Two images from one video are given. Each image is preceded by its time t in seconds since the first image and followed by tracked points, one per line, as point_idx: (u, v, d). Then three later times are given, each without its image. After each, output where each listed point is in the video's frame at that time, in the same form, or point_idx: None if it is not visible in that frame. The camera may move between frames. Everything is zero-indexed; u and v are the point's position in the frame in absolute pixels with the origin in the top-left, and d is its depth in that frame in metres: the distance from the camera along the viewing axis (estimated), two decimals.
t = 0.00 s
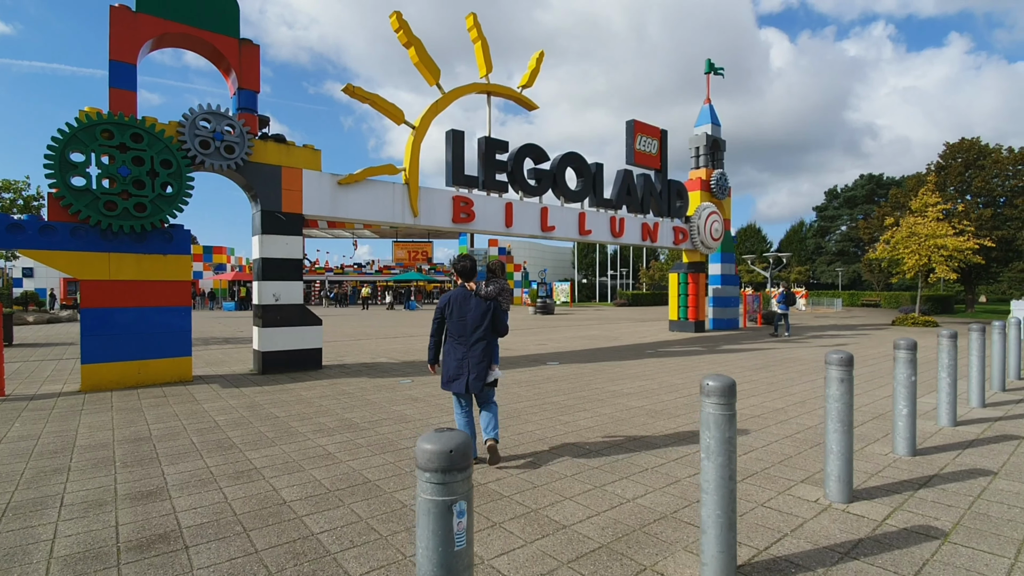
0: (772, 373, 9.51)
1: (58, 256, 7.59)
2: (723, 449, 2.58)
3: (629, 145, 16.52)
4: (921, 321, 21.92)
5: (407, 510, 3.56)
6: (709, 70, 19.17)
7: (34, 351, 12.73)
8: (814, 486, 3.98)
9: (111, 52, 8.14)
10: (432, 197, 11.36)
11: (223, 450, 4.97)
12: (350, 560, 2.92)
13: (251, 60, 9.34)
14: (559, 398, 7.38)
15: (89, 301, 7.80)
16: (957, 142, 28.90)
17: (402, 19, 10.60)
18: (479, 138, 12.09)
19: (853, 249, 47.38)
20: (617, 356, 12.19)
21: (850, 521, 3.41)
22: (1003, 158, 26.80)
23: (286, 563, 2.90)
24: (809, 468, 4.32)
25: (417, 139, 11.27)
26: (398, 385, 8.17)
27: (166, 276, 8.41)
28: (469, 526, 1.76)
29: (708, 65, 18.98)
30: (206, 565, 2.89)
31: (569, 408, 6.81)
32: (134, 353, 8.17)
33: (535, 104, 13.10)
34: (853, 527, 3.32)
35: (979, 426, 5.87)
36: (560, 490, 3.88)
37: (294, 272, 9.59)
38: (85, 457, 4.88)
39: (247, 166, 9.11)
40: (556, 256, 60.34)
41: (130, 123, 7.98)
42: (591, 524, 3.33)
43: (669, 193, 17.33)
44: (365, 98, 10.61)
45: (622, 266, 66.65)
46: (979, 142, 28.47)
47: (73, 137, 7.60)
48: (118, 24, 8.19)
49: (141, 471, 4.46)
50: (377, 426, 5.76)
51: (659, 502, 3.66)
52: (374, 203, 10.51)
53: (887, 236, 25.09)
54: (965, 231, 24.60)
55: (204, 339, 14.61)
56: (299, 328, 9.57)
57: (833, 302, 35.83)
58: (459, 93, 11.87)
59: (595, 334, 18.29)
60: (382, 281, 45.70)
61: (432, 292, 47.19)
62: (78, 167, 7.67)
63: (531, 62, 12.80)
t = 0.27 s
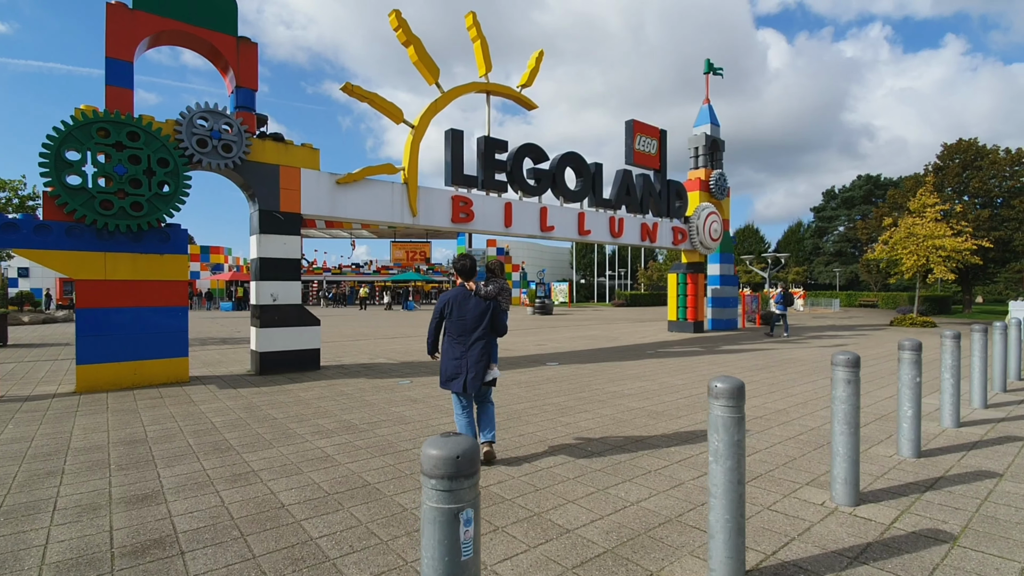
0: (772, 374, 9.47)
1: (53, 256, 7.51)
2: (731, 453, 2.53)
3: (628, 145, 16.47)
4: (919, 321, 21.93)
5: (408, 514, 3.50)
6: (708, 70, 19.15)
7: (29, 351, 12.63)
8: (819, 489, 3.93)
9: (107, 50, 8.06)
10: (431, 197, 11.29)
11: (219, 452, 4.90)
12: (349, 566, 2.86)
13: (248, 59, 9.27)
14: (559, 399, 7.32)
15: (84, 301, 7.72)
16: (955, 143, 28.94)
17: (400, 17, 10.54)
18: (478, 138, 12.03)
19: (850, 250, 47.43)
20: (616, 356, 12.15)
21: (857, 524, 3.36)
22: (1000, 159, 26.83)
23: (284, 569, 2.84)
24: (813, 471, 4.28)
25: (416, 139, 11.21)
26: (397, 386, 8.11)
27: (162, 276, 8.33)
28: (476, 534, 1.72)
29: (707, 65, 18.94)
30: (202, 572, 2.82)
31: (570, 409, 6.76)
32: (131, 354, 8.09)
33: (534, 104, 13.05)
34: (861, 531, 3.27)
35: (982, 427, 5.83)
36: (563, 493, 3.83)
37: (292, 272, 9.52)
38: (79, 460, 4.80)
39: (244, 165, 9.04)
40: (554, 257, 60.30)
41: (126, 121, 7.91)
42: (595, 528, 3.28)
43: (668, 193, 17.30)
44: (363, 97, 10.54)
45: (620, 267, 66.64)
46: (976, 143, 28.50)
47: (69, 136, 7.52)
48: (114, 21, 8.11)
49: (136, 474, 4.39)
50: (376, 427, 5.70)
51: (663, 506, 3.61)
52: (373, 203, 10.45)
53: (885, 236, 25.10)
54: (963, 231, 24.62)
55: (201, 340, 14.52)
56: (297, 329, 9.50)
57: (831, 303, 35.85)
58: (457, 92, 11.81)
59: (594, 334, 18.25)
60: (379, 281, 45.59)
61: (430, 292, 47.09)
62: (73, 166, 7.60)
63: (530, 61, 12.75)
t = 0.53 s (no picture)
0: (773, 375, 9.43)
1: (48, 256, 7.41)
2: (741, 457, 2.47)
3: (627, 145, 16.43)
4: (918, 321, 21.94)
5: (408, 518, 3.44)
6: (707, 70, 19.13)
7: (24, 352, 12.52)
8: (826, 491, 3.88)
9: (102, 48, 7.97)
10: (430, 197, 11.22)
11: (216, 455, 4.82)
12: (349, 573, 2.79)
13: (245, 57, 9.18)
14: (560, 401, 7.26)
15: (79, 302, 7.64)
16: (952, 143, 28.98)
17: (399, 16, 10.47)
18: (477, 137, 11.96)
19: (848, 250, 47.50)
20: (615, 357, 12.10)
21: (866, 529, 3.31)
22: (997, 159, 26.87)
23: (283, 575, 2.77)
24: (819, 473, 4.22)
25: (415, 138, 11.15)
26: (396, 387, 8.04)
27: (158, 276, 8.24)
28: (483, 545, 1.66)
29: (706, 65, 18.92)
30: None
31: (570, 410, 6.70)
32: (127, 355, 8.01)
33: (533, 103, 12.98)
34: (870, 536, 3.22)
35: (987, 428, 5.78)
36: (566, 496, 3.77)
37: (289, 272, 9.43)
38: (73, 463, 4.72)
39: (241, 164, 8.96)
40: (552, 257, 60.27)
41: (122, 120, 7.82)
42: (600, 533, 3.22)
43: (666, 193, 17.26)
44: (361, 96, 10.46)
45: (618, 267, 66.62)
46: (974, 143, 28.54)
47: (63, 134, 7.43)
48: (109, 19, 8.02)
49: (131, 477, 4.31)
50: (375, 429, 5.64)
51: (668, 509, 3.55)
52: (371, 202, 10.38)
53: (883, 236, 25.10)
54: (961, 231, 24.64)
55: (197, 340, 14.42)
56: (295, 329, 9.42)
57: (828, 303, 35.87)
58: (456, 91, 11.75)
59: (593, 334, 18.20)
60: (377, 281, 45.48)
61: (428, 293, 47.00)
62: (68, 165, 7.51)
63: (529, 60, 12.69)
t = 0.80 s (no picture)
0: (774, 375, 9.39)
1: (43, 256, 7.33)
2: (752, 461, 2.41)
3: (627, 144, 16.38)
4: (917, 321, 21.94)
5: (410, 523, 3.38)
6: (706, 70, 19.10)
7: (19, 353, 12.41)
8: (833, 495, 3.83)
9: (98, 46, 7.89)
10: (429, 197, 11.16)
11: (213, 458, 4.75)
12: None
13: (242, 56, 9.11)
14: (560, 402, 7.20)
15: (75, 303, 7.55)
16: (950, 143, 29.01)
17: (397, 14, 10.40)
18: (476, 136, 11.90)
19: (846, 250, 47.56)
20: (615, 357, 12.05)
21: (874, 533, 3.26)
22: (995, 159, 26.91)
23: None
24: (826, 476, 4.17)
25: (413, 137, 11.08)
26: (395, 389, 7.97)
27: (155, 276, 8.17)
28: (491, 557, 1.64)
29: (705, 64, 18.89)
30: None
31: (572, 412, 6.65)
32: (123, 356, 7.93)
33: (532, 102, 12.93)
34: (879, 540, 3.17)
35: (991, 429, 5.74)
36: (569, 500, 3.71)
37: (287, 272, 9.36)
38: (68, 466, 4.65)
39: (238, 163, 8.88)
40: (550, 257, 60.22)
41: (118, 119, 7.75)
42: (605, 539, 3.16)
43: (666, 192, 17.21)
44: (359, 95, 10.39)
45: (616, 267, 66.60)
46: (972, 143, 28.57)
47: (59, 133, 7.35)
48: (105, 17, 7.94)
49: (127, 482, 4.24)
50: (375, 432, 5.57)
51: (673, 514, 3.49)
52: (370, 202, 10.31)
53: (882, 236, 25.10)
54: (960, 231, 24.67)
55: (194, 341, 14.33)
56: (293, 330, 9.35)
57: (827, 302, 35.87)
58: (455, 90, 11.69)
59: (592, 335, 18.15)
60: (375, 281, 45.37)
61: (426, 293, 46.93)
62: (63, 164, 7.42)
63: (528, 59, 12.64)
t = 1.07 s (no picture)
0: (775, 376, 9.34)
1: (39, 258, 7.25)
2: (764, 466, 2.34)
3: (626, 144, 16.33)
4: (916, 320, 21.93)
5: (411, 530, 3.30)
6: (705, 69, 19.07)
7: (14, 356, 12.30)
8: (841, 499, 3.77)
9: (93, 45, 7.80)
10: (428, 197, 11.08)
11: (210, 463, 4.67)
12: None
13: (239, 55, 9.03)
14: (562, 404, 7.14)
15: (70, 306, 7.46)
16: (949, 142, 29.02)
17: (395, 13, 10.33)
18: (475, 136, 11.83)
19: (844, 249, 47.61)
20: (616, 358, 11.98)
21: (885, 539, 3.20)
22: (994, 157, 26.93)
23: None
24: (834, 479, 4.10)
25: (412, 137, 11.01)
26: (395, 391, 7.89)
27: (151, 278, 8.08)
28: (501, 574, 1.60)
29: (704, 63, 18.86)
30: None
31: (573, 414, 6.58)
32: (119, 359, 7.84)
33: (531, 102, 12.87)
34: (890, 546, 3.10)
35: (997, 430, 5.69)
36: (573, 506, 3.64)
37: (285, 274, 9.28)
38: (63, 473, 4.56)
39: (235, 164, 8.80)
40: (549, 257, 60.17)
41: (113, 119, 7.66)
42: (610, 546, 3.09)
43: (665, 192, 17.17)
44: (357, 95, 10.31)
45: (614, 266, 66.57)
46: (970, 142, 28.59)
47: (53, 134, 7.27)
48: (100, 16, 7.86)
49: (122, 488, 4.16)
50: (374, 435, 5.50)
51: (680, 519, 3.42)
52: (368, 202, 10.23)
53: (881, 235, 25.10)
54: (959, 230, 24.69)
55: (191, 343, 14.22)
56: (291, 332, 9.26)
57: (826, 301, 35.87)
58: (454, 90, 11.62)
59: (592, 335, 18.08)
60: (373, 282, 45.27)
61: (424, 293, 46.83)
62: (58, 165, 7.33)
63: (526, 59, 12.58)
